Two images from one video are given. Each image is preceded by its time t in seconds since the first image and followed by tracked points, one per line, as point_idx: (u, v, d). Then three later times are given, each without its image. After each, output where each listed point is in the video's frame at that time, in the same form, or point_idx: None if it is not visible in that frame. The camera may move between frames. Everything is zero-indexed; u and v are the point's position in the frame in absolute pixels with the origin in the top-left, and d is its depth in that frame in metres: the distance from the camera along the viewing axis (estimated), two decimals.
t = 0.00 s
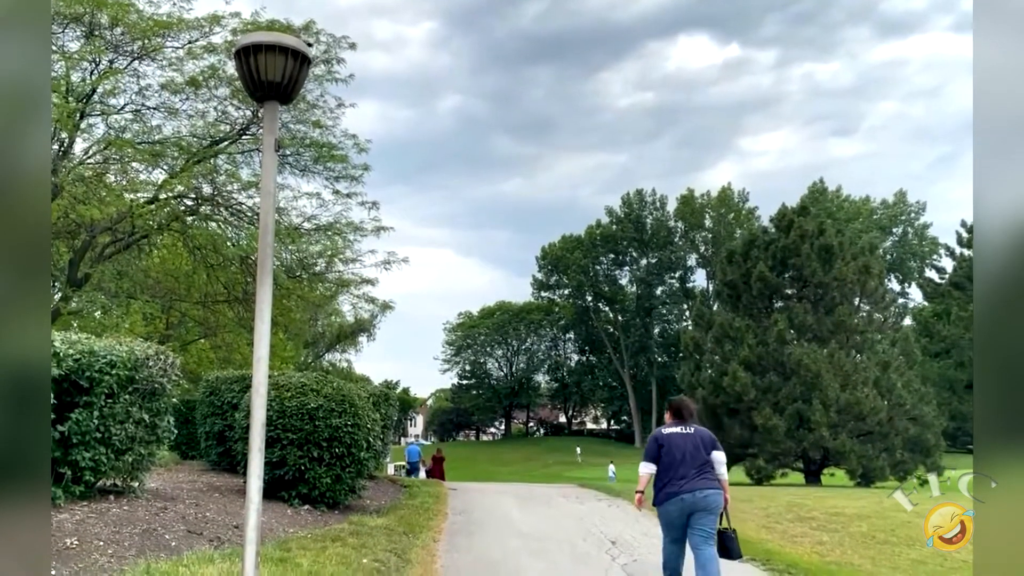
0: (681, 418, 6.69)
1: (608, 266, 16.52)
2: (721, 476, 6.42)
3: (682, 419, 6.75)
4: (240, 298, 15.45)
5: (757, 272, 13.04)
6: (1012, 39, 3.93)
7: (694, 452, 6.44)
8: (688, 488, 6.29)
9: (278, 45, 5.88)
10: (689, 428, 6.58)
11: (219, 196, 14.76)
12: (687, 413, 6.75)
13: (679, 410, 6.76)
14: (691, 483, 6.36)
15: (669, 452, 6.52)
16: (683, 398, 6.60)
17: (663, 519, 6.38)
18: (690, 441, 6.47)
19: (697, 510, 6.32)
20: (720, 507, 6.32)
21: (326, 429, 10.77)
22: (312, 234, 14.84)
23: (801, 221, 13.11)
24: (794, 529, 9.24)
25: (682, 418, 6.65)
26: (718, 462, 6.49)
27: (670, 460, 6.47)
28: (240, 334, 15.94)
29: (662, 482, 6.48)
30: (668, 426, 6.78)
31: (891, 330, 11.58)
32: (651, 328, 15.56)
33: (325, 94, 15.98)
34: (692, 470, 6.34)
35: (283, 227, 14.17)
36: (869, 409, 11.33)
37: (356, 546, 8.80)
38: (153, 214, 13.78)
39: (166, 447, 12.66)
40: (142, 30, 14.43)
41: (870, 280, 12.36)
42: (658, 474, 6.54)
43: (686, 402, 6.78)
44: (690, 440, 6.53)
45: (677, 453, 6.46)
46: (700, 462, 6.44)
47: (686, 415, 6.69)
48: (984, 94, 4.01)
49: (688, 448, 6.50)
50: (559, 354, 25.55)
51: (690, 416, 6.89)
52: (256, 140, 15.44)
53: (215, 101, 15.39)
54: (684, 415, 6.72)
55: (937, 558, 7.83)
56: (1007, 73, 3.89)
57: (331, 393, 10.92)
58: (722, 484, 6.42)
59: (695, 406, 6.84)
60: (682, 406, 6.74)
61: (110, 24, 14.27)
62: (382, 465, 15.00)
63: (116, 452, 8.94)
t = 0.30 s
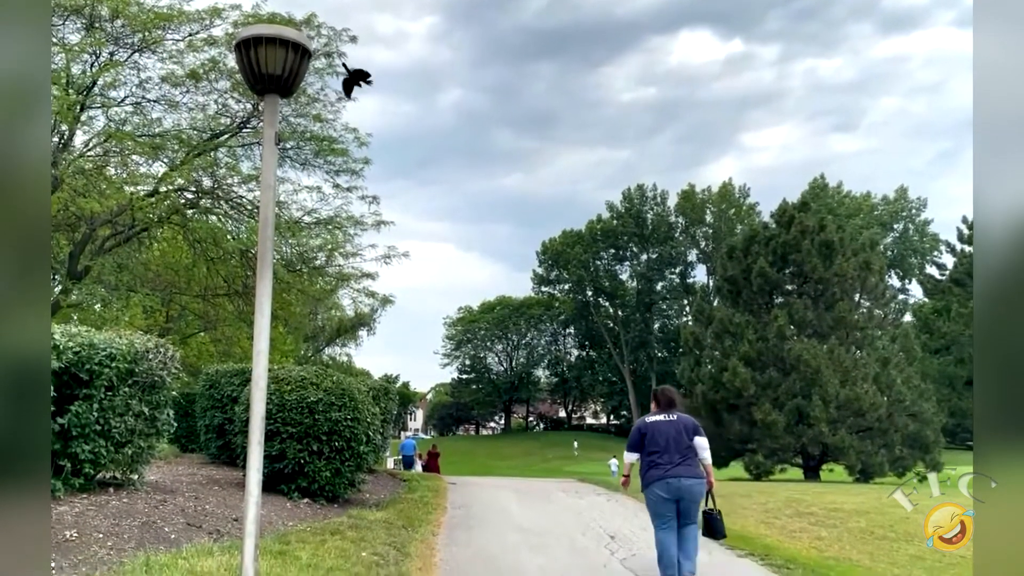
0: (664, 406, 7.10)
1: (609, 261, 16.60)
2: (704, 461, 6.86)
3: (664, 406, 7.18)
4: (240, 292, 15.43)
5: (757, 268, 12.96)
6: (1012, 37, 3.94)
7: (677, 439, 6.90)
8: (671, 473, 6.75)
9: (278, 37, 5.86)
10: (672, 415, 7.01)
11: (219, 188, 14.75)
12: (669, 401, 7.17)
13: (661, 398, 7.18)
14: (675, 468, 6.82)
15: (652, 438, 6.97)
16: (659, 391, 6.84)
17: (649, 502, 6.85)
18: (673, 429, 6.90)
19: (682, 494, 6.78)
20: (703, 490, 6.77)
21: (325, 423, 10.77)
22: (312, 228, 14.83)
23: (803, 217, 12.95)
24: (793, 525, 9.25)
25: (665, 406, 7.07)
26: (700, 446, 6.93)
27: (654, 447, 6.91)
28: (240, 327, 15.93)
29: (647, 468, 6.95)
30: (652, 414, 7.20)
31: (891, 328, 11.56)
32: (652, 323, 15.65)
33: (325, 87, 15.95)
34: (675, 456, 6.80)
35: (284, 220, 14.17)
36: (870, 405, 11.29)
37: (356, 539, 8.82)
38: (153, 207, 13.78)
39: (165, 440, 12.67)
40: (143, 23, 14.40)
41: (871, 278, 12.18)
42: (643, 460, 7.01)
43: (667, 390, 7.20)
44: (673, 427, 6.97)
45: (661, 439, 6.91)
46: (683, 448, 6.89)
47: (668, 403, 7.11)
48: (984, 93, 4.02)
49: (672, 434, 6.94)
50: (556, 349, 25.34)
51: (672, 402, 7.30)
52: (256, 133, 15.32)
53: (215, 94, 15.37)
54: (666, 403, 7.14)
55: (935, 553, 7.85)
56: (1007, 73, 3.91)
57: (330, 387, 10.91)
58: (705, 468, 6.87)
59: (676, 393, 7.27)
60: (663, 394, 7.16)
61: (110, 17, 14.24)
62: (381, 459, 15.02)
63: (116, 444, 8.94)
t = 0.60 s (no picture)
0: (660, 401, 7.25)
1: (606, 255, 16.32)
2: (693, 458, 7.06)
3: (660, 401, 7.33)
4: (239, 284, 15.39)
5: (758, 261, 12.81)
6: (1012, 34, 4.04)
7: (669, 434, 7.06)
8: (662, 467, 6.94)
9: (279, 29, 5.84)
10: (667, 412, 7.14)
11: (218, 180, 14.74)
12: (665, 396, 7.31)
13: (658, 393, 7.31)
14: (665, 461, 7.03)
15: (646, 432, 7.13)
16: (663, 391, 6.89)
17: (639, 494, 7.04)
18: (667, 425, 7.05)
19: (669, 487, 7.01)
20: (689, 485, 7.01)
21: (324, 415, 10.78)
22: (311, 220, 14.81)
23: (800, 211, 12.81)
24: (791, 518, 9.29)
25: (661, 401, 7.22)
26: (691, 444, 7.12)
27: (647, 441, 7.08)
28: (239, 320, 15.91)
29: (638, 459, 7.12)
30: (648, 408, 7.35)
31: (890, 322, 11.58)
32: (645, 314, 15.70)
33: (324, 79, 15.90)
34: (666, 451, 6.98)
35: (283, 212, 14.16)
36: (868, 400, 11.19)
37: (354, 531, 8.84)
38: (151, 198, 13.75)
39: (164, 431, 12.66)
40: (141, 13, 14.33)
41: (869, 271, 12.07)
42: (635, 451, 7.19)
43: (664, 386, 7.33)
44: (666, 423, 7.13)
45: (653, 434, 7.07)
46: (674, 443, 7.07)
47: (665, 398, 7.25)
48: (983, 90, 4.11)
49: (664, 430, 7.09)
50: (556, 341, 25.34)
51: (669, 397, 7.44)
52: (255, 125, 15.41)
53: (214, 86, 15.31)
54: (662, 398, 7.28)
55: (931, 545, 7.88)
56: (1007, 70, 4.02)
57: (329, 379, 10.91)
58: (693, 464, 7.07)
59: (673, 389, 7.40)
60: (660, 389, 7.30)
61: (108, 7, 14.18)
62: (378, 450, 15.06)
63: (115, 436, 8.94)
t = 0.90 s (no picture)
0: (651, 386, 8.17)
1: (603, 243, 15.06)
2: (679, 438, 8.03)
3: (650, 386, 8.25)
4: (233, 274, 15.31)
5: (752, 249, 12.47)
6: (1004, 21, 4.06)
7: (659, 418, 8.02)
8: (653, 448, 7.88)
9: (274, 15, 5.79)
10: (658, 396, 8.08)
11: (213, 169, 14.60)
12: (655, 381, 8.22)
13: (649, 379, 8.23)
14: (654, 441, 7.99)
15: (638, 413, 8.10)
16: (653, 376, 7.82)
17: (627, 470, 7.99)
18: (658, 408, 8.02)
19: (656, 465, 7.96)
20: (676, 464, 7.97)
21: (321, 404, 10.78)
22: (305, 209, 14.71)
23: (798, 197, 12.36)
24: (785, 504, 9.33)
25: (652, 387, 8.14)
26: (678, 426, 8.09)
27: (639, 423, 8.04)
28: (234, 309, 15.90)
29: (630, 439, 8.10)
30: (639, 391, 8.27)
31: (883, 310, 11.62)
32: (643, 304, 14.96)
33: (319, 67, 15.80)
34: (656, 433, 7.95)
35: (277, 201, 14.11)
36: (862, 386, 11.22)
37: (351, 519, 8.85)
38: (145, 187, 13.69)
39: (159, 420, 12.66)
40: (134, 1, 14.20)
41: (866, 258, 11.82)
42: (628, 431, 8.15)
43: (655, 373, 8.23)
44: (657, 407, 8.08)
45: (645, 417, 8.03)
46: (663, 424, 8.07)
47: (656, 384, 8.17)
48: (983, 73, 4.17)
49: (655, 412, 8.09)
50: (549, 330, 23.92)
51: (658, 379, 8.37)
52: (249, 114, 15.24)
53: (208, 74, 15.19)
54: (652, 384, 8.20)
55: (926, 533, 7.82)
56: (1004, 55, 4.07)
57: (325, 368, 10.87)
58: (680, 445, 8.06)
59: (662, 374, 8.30)
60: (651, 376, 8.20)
61: None
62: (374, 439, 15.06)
63: (111, 425, 8.94)
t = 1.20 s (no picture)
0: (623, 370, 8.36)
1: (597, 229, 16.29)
2: (656, 418, 8.19)
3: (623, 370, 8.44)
4: (223, 260, 15.22)
5: (743, 234, 16.82)
6: None
7: (634, 400, 8.20)
8: (630, 430, 8.04)
9: None
10: (631, 379, 8.27)
11: (200, 154, 14.54)
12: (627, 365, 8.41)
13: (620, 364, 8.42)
14: (631, 423, 8.15)
15: (613, 398, 8.27)
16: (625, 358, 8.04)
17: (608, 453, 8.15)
18: (632, 390, 8.20)
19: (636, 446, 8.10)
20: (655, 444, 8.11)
21: (311, 389, 10.75)
22: (294, 193, 14.61)
23: (787, 182, 16.64)
24: (775, 485, 9.38)
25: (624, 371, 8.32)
26: (653, 407, 8.26)
27: (615, 407, 8.22)
28: (224, 295, 15.81)
29: (608, 423, 8.28)
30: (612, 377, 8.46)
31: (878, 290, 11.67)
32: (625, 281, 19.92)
33: (306, 51, 15.67)
34: (632, 415, 8.11)
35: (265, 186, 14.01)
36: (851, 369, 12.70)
37: (342, 504, 8.87)
38: (133, 173, 13.54)
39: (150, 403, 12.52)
40: None
41: (853, 240, 14.70)
42: (605, 417, 8.31)
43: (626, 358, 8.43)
44: (630, 389, 8.26)
45: (620, 400, 8.21)
46: (639, 406, 8.24)
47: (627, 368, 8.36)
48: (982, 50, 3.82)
49: (629, 394, 8.27)
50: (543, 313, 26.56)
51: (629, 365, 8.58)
52: (236, 98, 15.17)
53: (194, 58, 15.09)
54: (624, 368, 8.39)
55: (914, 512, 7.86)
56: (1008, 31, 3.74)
57: (315, 353, 10.85)
58: (657, 425, 8.22)
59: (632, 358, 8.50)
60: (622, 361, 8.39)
61: None
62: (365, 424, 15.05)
63: (101, 412, 8.90)
